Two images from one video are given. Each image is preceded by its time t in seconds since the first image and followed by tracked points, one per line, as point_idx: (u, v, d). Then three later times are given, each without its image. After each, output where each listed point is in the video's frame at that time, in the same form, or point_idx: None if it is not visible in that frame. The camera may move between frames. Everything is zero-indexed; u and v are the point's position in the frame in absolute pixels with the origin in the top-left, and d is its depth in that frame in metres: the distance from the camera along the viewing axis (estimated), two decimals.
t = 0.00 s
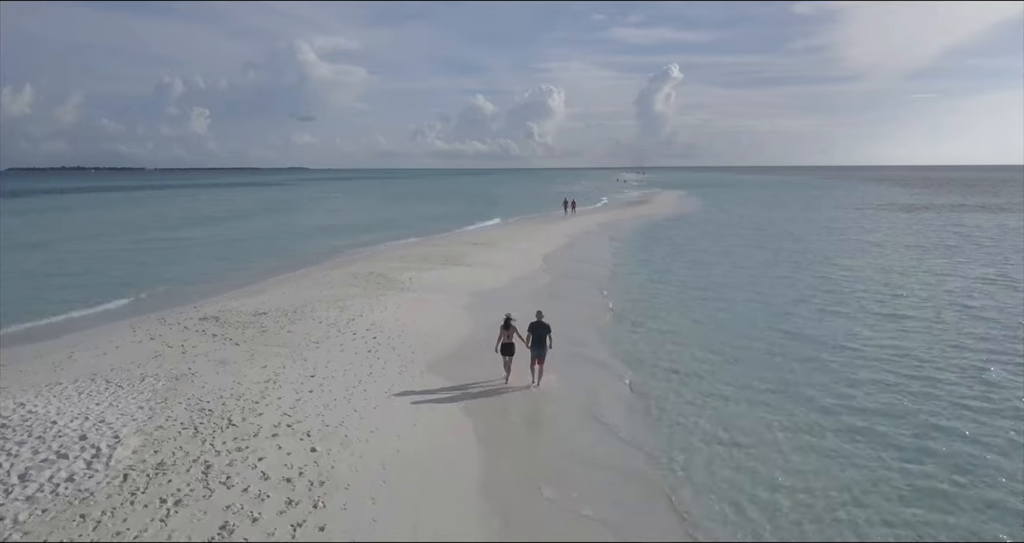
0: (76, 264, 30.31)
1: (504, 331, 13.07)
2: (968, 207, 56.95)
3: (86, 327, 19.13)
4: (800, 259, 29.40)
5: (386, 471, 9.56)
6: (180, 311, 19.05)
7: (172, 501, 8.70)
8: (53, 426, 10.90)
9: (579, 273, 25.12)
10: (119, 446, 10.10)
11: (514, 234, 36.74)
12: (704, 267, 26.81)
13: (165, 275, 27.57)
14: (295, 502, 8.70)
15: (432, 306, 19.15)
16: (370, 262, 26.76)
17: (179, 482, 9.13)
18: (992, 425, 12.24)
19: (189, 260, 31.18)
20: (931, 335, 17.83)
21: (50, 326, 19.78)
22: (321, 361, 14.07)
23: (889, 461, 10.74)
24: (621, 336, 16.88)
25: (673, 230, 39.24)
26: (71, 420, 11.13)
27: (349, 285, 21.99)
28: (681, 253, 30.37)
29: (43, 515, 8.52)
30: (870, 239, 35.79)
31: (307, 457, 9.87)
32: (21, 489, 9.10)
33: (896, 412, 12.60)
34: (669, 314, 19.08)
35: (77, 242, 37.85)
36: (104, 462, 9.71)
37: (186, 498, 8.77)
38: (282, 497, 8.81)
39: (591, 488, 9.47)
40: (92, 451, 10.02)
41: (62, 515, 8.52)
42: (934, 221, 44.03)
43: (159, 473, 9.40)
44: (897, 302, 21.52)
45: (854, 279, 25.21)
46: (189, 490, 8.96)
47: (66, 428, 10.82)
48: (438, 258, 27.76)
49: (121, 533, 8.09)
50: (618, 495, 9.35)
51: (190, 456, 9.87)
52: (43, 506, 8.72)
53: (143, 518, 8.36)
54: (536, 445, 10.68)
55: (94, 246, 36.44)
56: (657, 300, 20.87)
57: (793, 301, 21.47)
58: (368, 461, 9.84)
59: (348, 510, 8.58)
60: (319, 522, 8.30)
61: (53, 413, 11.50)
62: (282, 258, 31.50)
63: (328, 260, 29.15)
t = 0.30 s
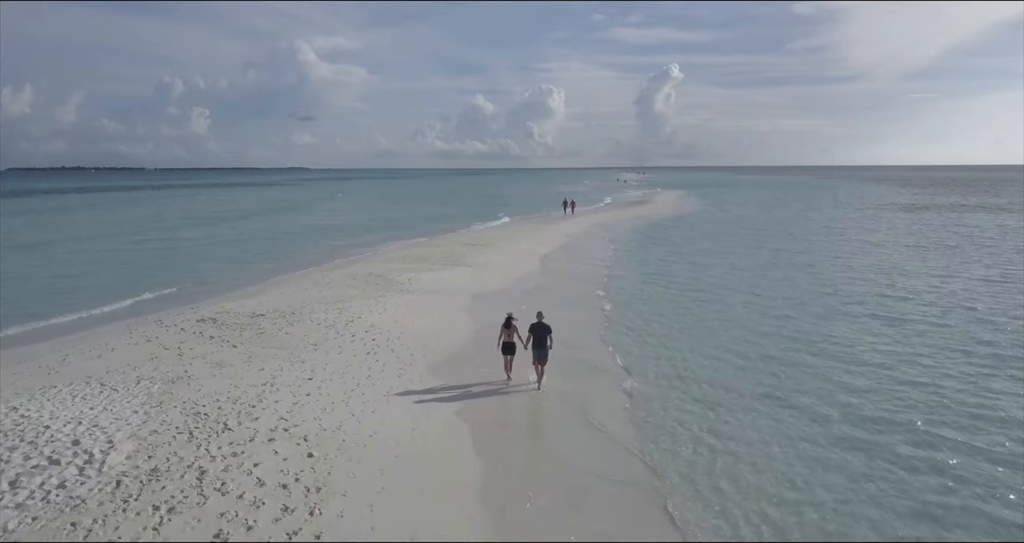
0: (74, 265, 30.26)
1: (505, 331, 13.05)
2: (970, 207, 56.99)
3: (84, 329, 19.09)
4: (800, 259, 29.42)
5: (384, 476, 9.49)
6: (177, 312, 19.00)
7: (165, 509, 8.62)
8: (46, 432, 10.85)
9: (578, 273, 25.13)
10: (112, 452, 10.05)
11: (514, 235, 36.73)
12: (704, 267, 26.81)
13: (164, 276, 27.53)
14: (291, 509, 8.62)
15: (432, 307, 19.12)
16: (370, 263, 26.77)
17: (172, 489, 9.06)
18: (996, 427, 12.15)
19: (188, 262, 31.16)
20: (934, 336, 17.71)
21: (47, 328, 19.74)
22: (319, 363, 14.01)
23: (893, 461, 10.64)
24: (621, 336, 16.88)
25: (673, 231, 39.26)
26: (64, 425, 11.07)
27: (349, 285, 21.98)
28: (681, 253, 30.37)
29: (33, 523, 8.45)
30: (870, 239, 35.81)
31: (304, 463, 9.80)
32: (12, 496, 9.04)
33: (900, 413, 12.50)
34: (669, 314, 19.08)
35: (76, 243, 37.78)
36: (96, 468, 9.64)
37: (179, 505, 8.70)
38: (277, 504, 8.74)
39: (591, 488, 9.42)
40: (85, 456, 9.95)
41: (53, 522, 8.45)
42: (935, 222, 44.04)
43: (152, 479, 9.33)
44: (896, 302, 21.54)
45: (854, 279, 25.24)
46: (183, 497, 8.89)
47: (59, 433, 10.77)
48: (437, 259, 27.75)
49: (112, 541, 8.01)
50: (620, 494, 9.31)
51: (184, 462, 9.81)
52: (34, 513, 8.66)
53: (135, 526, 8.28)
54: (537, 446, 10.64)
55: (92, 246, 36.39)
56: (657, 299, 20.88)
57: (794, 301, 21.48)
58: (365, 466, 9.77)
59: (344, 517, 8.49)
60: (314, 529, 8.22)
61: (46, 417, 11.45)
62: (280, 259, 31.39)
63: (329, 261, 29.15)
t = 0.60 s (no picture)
0: (72, 266, 30.20)
1: (506, 331, 12.98)
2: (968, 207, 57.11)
3: (81, 331, 19.03)
4: (800, 258, 29.43)
5: (381, 483, 9.41)
6: (173, 315, 18.92)
7: (157, 519, 8.54)
8: (37, 438, 10.77)
9: (578, 273, 25.11)
10: (104, 460, 9.96)
11: (513, 235, 36.73)
12: (704, 267, 26.79)
13: (163, 277, 27.49)
14: (285, 518, 8.53)
15: (431, 308, 19.08)
16: (368, 264, 26.76)
17: (165, 498, 8.98)
18: (1004, 428, 11.99)
19: (187, 262, 31.12)
20: (938, 337, 17.54)
21: (44, 330, 19.68)
22: (316, 367, 13.94)
23: (900, 463, 10.50)
24: (621, 336, 16.85)
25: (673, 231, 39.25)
26: (56, 432, 10.99)
27: (348, 286, 21.96)
28: (681, 253, 30.36)
29: (23, 533, 8.37)
30: (870, 238, 35.82)
31: (299, 470, 9.72)
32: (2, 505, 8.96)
33: (908, 414, 12.33)
34: (669, 315, 19.04)
35: (74, 243, 37.72)
36: (88, 476, 9.56)
37: (171, 515, 8.61)
38: (272, 513, 8.65)
39: (591, 493, 9.36)
40: (76, 464, 9.88)
41: (43, 532, 8.37)
42: (934, 222, 44.07)
43: (145, 488, 9.25)
44: (897, 301, 21.53)
45: (853, 278, 25.24)
46: (175, 506, 8.81)
47: (50, 440, 10.68)
48: (436, 259, 27.73)
49: None
50: (619, 499, 9.24)
51: (178, 469, 9.73)
52: (24, 522, 8.57)
53: (127, 537, 8.20)
54: (537, 450, 10.58)
55: (91, 246, 36.34)
56: (657, 300, 20.85)
57: (794, 300, 21.47)
58: (362, 472, 9.69)
59: (339, 526, 8.40)
60: (309, 539, 8.13)
61: (38, 423, 11.37)
62: (279, 260, 31.27)
63: (328, 262, 29.16)
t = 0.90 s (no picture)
0: (71, 267, 30.18)
1: (508, 331, 12.93)
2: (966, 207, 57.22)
3: (79, 333, 18.98)
4: (800, 259, 29.42)
5: (378, 489, 9.34)
6: (171, 316, 18.87)
7: (149, 527, 8.47)
8: (29, 444, 10.70)
9: (577, 274, 25.10)
10: (97, 466, 9.90)
11: (513, 236, 36.74)
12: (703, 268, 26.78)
13: (161, 278, 27.47)
14: (280, 527, 8.47)
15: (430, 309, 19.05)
16: (368, 265, 26.76)
17: (157, 506, 8.92)
18: (1008, 433, 11.91)
19: (186, 263, 31.09)
20: (941, 340, 17.41)
21: (41, 331, 19.63)
22: (314, 370, 13.87)
23: (905, 470, 10.39)
24: (621, 338, 16.82)
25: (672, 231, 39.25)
26: (48, 437, 10.93)
27: (348, 287, 21.96)
28: (680, 254, 30.35)
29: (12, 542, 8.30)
30: (869, 239, 35.83)
31: (295, 476, 9.66)
32: None
33: (912, 419, 12.23)
34: (669, 316, 19.02)
35: (73, 243, 37.69)
36: (79, 483, 9.50)
37: (164, 523, 8.55)
38: (266, 521, 8.58)
39: (590, 498, 9.30)
40: (67, 471, 9.82)
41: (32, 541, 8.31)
42: (934, 222, 44.09)
43: (137, 495, 9.19)
44: (896, 302, 21.52)
45: (853, 279, 25.23)
46: (168, 514, 8.74)
47: (42, 446, 10.62)
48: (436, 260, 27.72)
49: None
50: (619, 504, 9.18)
51: (171, 476, 9.66)
52: (13, 531, 8.51)
53: None
54: (536, 454, 10.52)
55: (90, 247, 36.33)
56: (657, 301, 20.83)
57: (794, 301, 21.46)
58: (359, 479, 9.63)
59: (334, 535, 8.33)
60: None
61: (30, 429, 11.30)
62: (278, 261, 31.25)
63: (327, 262, 29.18)
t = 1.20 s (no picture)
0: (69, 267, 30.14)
1: (509, 332, 12.84)
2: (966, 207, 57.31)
3: (76, 335, 18.93)
4: (800, 260, 29.41)
5: (373, 497, 9.27)
6: (168, 318, 18.80)
7: (140, 537, 8.40)
8: (20, 451, 10.63)
9: (577, 276, 25.07)
10: (88, 473, 9.83)
11: (512, 236, 36.73)
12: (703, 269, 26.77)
13: (160, 278, 27.45)
14: (274, 536, 8.40)
15: (430, 311, 19.02)
16: (367, 265, 26.76)
17: (149, 515, 8.85)
18: (1007, 439, 11.90)
19: (185, 263, 31.05)
20: (941, 344, 17.39)
21: (38, 333, 19.58)
22: (311, 374, 13.80)
23: (904, 476, 10.36)
24: (620, 340, 16.78)
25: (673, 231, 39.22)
26: (39, 443, 10.86)
27: (347, 288, 21.95)
28: (680, 255, 30.32)
29: None
30: (869, 240, 35.83)
31: (290, 483, 9.59)
32: None
33: (912, 426, 12.19)
34: (668, 319, 19.00)
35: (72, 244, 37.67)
36: (70, 491, 9.44)
37: (156, 532, 8.48)
38: (260, 530, 8.51)
39: (588, 504, 9.23)
40: (59, 478, 9.75)
41: None
42: (935, 223, 44.10)
43: (129, 504, 9.12)
44: (897, 305, 21.49)
45: (853, 281, 25.21)
46: (160, 523, 8.67)
47: (34, 453, 10.55)
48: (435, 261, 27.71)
49: None
50: (616, 511, 9.12)
51: (164, 483, 9.60)
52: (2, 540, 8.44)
53: None
54: (534, 459, 10.46)
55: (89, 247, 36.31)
56: (657, 303, 20.81)
57: (794, 303, 21.43)
58: (355, 486, 9.56)
59: None
60: None
61: (22, 434, 11.23)
62: (278, 261, 31.22)
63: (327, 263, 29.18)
